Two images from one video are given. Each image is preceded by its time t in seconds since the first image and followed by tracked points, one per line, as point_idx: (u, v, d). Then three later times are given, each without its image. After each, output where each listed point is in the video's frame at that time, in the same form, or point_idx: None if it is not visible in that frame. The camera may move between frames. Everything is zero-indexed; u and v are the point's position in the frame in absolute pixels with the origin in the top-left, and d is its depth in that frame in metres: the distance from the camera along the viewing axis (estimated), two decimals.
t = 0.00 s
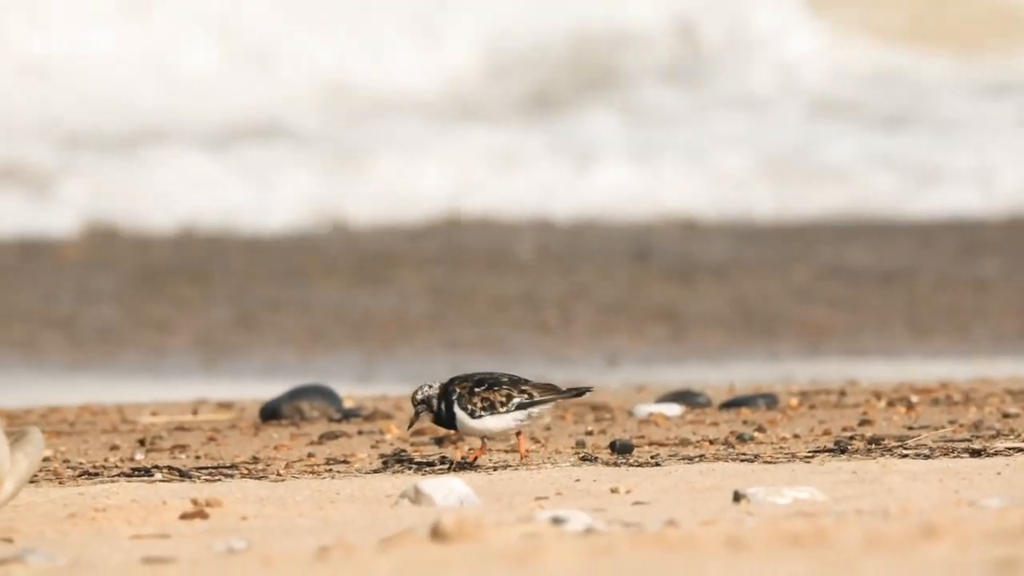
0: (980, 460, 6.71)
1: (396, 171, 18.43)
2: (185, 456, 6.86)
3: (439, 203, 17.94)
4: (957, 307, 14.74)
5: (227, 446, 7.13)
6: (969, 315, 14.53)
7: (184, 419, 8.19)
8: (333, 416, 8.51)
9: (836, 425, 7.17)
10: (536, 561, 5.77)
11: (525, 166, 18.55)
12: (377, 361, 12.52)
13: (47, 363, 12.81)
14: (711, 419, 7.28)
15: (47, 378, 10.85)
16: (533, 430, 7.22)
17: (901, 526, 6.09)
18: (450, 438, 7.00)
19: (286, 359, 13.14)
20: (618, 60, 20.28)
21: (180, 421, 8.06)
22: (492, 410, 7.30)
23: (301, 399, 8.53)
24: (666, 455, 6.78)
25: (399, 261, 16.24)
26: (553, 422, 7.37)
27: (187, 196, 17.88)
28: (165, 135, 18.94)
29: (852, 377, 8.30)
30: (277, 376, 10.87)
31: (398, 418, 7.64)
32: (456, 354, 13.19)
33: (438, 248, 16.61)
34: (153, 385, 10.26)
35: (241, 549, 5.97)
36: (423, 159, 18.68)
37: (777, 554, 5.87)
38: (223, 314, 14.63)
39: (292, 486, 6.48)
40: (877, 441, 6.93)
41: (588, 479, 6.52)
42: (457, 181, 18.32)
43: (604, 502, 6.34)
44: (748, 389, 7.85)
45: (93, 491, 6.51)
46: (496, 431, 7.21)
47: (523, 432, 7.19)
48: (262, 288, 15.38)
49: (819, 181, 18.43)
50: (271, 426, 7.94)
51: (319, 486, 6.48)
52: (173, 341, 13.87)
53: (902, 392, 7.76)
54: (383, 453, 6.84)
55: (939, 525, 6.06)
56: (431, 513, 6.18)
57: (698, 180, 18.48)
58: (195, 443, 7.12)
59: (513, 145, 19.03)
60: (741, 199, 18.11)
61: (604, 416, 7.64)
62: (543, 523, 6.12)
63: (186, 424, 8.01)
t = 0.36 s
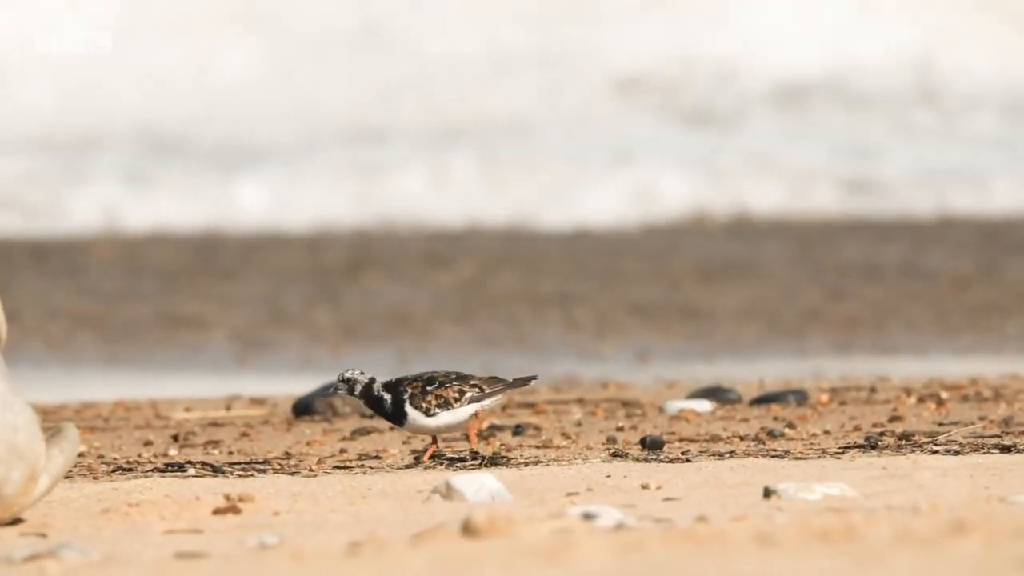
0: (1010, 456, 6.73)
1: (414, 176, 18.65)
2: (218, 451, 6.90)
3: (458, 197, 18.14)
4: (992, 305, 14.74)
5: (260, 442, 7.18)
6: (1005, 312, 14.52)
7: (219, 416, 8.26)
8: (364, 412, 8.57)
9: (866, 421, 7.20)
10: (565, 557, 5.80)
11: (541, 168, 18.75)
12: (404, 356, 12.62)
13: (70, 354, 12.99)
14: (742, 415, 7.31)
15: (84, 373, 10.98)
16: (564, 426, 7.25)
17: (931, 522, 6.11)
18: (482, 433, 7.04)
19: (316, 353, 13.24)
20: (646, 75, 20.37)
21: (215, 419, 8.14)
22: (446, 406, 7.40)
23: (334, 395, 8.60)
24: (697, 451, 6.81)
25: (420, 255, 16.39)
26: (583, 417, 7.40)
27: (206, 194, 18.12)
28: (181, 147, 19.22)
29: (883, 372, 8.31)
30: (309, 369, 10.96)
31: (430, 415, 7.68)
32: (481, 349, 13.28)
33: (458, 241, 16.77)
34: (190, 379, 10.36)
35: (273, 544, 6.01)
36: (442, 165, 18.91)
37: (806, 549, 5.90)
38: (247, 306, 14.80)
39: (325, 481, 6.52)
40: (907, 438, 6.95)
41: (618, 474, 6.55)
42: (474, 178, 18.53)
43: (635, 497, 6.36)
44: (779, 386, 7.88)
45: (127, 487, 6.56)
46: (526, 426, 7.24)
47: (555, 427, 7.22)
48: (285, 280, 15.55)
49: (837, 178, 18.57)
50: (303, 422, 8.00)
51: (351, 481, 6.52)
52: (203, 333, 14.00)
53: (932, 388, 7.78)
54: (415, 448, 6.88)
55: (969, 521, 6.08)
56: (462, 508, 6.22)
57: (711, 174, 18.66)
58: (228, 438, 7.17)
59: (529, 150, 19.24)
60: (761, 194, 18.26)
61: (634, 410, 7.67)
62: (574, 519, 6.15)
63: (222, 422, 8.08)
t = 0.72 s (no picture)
0: None
1: (448, 204, 18.89)
2: (258, 446, 6.98)
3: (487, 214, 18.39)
4: None
5: (299, 438, 7.26)
6: None
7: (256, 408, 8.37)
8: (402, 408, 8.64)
9: (901, 416, 7.24)
10: (602, 552, 5.85)
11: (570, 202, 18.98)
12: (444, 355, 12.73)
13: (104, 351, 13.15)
14: (778, 411, 7.35)
15: (124, 370, 11.10)
16: (600, 421, 7.30)
17: (966, 517, 6.14)
18: (519, 428, 7.09)
19: (357, 348, 13.34)
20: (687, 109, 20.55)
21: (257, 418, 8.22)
22: (414, 415, 7.70)
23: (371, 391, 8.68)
24: (733, 446, 6.85)
25: (450, 254, 16.59)
26: (619, 413, 7.44)
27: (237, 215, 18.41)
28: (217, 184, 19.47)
29: (918, 368, 8.35)
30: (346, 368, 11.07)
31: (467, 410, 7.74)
32: (516, 345, 13.36)
33: (488, 245, 16.99)
34: (230, 374, 10.48)
35: (312, 540, 6.07)
36: (468, 196, 19.14)
37: (841, 545, 5.93)
38: (282, 300, 14.94)
39: (363, 476, 6.58)
40: (942, 433, 6.99)
41: (655, 470, 6.59)
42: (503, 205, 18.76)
43: (671, 492, 6.40)
44: (815, 381, 7.93)
45: (168, 481, 6.63)
46: (563, 421, 7.29)
47: (591, 422, 7.27)
48: (316, 276, 15.75)
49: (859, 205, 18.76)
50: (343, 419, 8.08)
51: (389, 476, 6.57)
52: (245, 327, 14.11)
53: (968, 384, 7.82)
54: (453, 444, 6.94)
55: (1004, 517, 6.11)
56: (500, 502, 6.26)
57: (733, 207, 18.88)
58: (267, 435, 7.25)
59: (564, 183, 19.47)
60: (795, 212, 18.46)
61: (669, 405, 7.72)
62: (610, 513, 6.19)
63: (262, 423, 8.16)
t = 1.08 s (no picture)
0: None
1: (493, 205, 18.93)
2: (303, 441, 7.05)
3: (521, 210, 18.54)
4: None
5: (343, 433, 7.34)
6: None
7: (298, 406, 8.45)
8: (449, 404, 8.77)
9: (944, 412, 7.27)
10: (644, 546, 5.88)
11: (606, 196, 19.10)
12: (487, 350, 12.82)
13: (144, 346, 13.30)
14: (821, 406, 7.39)
15: (168, 364, 11.20)
16: (643, 415, 7.35)
17: (1007, 512, 6.16)
18: (563, 424, 7.14)
19: (402, 343, 13.41)
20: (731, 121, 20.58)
21: (301, 417, 8.29)
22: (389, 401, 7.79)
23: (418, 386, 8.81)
24: (775, 442, 6.89)
25: (484, 249, 16.73)
26: (662, 408, 7.50)
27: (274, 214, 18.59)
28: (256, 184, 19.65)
29: (961, 364, 8.38)
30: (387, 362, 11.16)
31: (510, 405, 7.80)
32: (560, 340, 13.44)
33: (529, 242, 17.09)
34: (272, 370, 10.56)
35: (357, 533, 6.12)
36: (506, 194, 19.28)
37: (882, 539, 5.96)
38: (322, 296, 15.07)
39: (407, 471, 6.64)
40: (985, 428, 7.02)
41: (697, 464, 6.63)
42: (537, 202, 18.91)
43: (714, 487, 6.44)
44: (857, 377, 7.96)
45: (214, 476, 6.70)
46: (606, 416, 7.33)
47: (635, 417, 7.31)
48: (351, 273, 15.90)
49: (902, 201, 18.78)
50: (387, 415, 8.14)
51: (433, 471, 6.63)
52: (291, 323, 14.20)
53: (1010, 379, 7.85)
54: (497, 438, 7.00)
55: None
56: (543, 497, 6.31)
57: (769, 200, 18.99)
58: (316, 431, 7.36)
59: (608, 186, 19.51)
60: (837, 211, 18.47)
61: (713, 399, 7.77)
62: (653, 508, 6.23)
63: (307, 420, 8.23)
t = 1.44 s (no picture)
0: None
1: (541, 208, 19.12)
2: (353, 435, 7.11)
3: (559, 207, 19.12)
4: None
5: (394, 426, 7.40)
6: None
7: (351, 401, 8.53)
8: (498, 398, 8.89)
9: (994, 407, 7.27)
10: (691, 541, 5.88)
11: (655, 199, 19.38)
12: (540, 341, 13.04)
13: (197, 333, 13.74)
14: (870, 401, 7.41)
15: (213, 358, 11.35)
16: (693, 410, 7.39)
17: None
18: (612, 418, 7.18)
19: (452, 336, 13.51)
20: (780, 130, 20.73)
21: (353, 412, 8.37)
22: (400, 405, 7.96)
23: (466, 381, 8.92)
24: (824, 436, 6.91)
25: (524, 239, 17.22)
26: (711, 403, 7.53)
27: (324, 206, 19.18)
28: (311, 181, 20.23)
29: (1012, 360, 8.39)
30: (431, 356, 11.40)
31: (561, 400, 7.84)
32: (613, 330, 13.63)
33: (577, 242, 17.23)
34: (320, 364, 10.67)
35: (406, 527, 6.15)
36: (554, 199, 19.47)
37: (931, 534, 5.95)
38: (371, 289, 15.41)
39: (457, 465, 6.68)
40: None
41: (746, 459, 6.65)
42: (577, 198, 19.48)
43: (763, 481, 6.45)
44: (907, 372, 7.98)
45: (267, 469, 6.75)
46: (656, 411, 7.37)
47: (684, 412, 7.34)
48: (399, 263, 16.38)
49: (947, 205, 18.88)
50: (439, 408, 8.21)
51: (482, 465, 6.67)
52: (343, 317, 14.32)
53: None
54: (546, 432, 7.04)
55: None
56: (592, 491, 6.33)
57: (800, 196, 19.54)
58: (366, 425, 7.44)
59: (656, 194, 19.69)
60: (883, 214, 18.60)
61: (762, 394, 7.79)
62: (701, 502, 6.22)
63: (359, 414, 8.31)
